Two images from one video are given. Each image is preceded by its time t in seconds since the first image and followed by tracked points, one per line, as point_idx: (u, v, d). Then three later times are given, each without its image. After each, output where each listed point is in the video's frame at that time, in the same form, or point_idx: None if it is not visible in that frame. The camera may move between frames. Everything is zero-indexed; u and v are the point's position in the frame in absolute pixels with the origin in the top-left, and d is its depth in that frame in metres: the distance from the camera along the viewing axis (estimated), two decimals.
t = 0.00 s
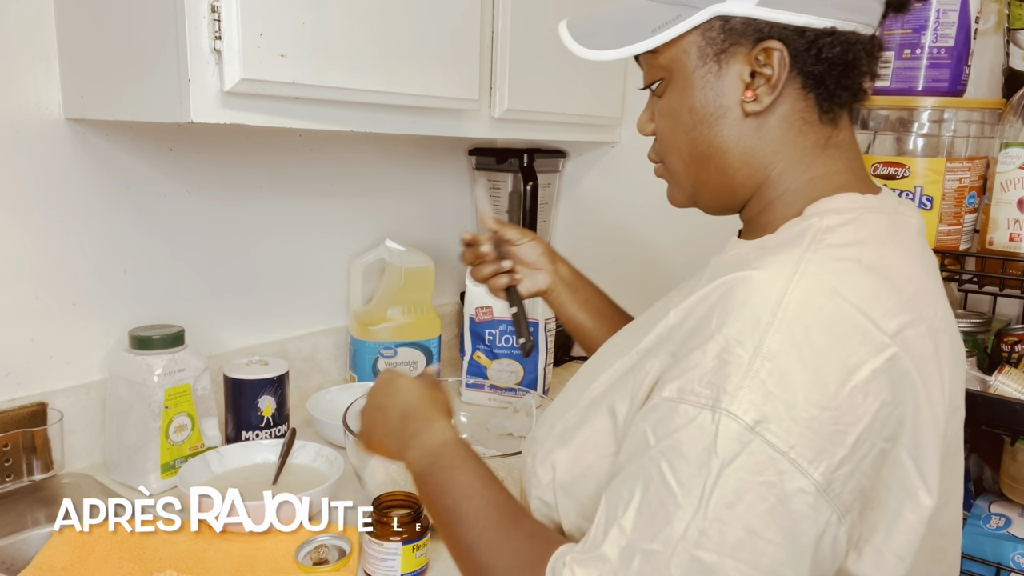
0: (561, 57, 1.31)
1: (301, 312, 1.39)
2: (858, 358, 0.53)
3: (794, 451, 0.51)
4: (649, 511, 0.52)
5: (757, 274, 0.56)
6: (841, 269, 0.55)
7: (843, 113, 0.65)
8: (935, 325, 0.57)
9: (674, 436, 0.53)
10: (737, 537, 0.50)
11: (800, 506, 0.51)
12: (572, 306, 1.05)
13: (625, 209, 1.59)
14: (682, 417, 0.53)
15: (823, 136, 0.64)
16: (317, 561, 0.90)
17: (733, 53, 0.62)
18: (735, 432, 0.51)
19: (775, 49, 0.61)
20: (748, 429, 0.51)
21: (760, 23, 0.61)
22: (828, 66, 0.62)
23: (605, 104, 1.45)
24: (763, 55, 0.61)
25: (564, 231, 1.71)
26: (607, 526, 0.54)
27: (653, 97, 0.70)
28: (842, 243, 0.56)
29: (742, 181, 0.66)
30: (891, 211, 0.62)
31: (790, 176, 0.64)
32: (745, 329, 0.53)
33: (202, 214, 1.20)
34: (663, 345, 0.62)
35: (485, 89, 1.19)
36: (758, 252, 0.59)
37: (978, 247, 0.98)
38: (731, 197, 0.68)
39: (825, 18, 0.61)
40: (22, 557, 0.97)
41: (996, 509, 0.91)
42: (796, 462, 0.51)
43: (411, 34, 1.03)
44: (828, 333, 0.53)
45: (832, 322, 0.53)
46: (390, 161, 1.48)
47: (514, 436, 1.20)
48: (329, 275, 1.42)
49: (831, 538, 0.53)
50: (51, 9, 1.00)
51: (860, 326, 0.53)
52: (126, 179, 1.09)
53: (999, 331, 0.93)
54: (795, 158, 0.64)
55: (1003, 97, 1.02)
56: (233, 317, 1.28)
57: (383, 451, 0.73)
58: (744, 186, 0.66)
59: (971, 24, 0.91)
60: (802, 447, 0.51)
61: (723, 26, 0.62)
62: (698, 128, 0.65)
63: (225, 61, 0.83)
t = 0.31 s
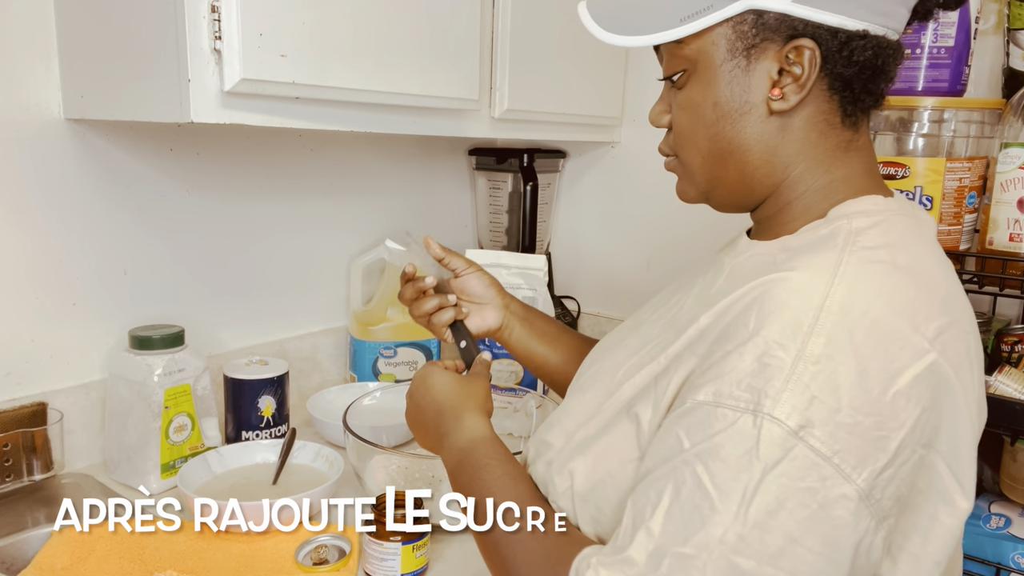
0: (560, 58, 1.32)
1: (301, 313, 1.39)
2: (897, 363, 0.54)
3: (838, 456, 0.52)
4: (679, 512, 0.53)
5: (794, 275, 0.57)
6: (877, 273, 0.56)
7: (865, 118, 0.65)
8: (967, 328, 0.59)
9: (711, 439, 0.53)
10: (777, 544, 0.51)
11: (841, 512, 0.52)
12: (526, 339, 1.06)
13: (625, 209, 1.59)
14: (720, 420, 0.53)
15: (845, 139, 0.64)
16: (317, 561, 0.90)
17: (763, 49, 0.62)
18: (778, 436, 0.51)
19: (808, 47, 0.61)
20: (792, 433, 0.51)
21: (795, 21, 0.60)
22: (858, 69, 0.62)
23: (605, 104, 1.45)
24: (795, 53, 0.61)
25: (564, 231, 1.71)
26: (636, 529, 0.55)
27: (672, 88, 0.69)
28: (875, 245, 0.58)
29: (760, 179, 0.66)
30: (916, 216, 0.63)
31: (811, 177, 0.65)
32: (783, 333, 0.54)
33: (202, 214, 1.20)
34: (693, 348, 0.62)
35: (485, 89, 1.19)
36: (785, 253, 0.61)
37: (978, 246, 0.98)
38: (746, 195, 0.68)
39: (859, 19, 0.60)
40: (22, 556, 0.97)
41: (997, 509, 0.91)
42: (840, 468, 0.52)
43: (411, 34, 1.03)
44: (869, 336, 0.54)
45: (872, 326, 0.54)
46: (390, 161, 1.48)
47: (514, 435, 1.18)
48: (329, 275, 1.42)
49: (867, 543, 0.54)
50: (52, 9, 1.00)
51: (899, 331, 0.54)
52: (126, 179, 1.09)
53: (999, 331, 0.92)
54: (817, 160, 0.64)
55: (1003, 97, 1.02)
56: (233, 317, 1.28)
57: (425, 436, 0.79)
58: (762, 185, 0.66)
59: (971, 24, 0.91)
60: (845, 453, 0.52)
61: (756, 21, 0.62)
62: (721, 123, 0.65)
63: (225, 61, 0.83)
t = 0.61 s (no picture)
0: (560, 58, 1.32)
1: (301, 313, 1.39)
2: (914, 356, 0.54)
3: (870, 455, 0.51)
4: (717, 529, 0.51)
5: (802, 275, 0.57)
6: (882, 268, 0.56)
7: (857, 116, 0.65)
8: (969, 318, 0.60)
9: (739, 450, 0.52)
10: (822, 551, 0.50)
11: (881, 511, 0.51)
12: (521, 356, 1.06)
13: (625, 209, 1.59)
14: (744, 429, 0.52)
15: (837, 137, 0.64)
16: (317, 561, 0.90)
17: (756, 49, 0.62)
18: (810, 441, 0.51)
19: (800, 47, 0.61)
20: (823, 436, 0.51)
21: (787, 20, 0.60)
22: (850, 68, 0.61)
23: (605, 104, 1.45)
24: (787, 53, 0.61)
25: (564, 231, 1.71)
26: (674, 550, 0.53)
27: (664, 90, 0.69)
28: (877, 242, 0.58)
29: (755, 179, 0.66)
30: (911, 210, 0.64)
31: (806, 177, 0.65)
32: (796, 339, 0.54)
33: (202, 214, 1.20)
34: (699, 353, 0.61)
35: (485, 89, 1.19)
36: (788, 252, 0.62)
37: (978, 246, 0.98)
38: (741, 196, 0.68)
39: (849, 18, 0.60)
40: (22, 556, 0.97)
41: (997, 509, 0.91)
42: (874, 468, 0.51)
43: (411, 35, 1.03)
44: (887, 332, 0.54)
45: (889, 323, 0.54)
46: (390, 161, 1.48)
47: (514, 436, 1.18)
48: (329, 275, 1.42)
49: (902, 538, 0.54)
50: (52, 9, 1.00)
51: (913, 324, 0.54)
52: (126, 179, 1.09)
53: (999, 331, 0.93)
54: (812, 159, 0.64)
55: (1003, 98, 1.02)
56: (233, 317, 1.28)
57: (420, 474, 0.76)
58: (757, 184, 0.66)
59: (971, 24, 0.91)
60: (877, 451, 0.51)
61: (748, 20, 0.61)
62: (715, 124, 0.65)
63: (225, 61, 0.83)
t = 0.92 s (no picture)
0: (560, 58, 1.32)
1: (301, 312, 1.39)
2: (920, 340, 0.54)
3: (899, 443, 0.52)
4: (761, 546, 0.52)
5: (789, 276, 0.58)
6: (871, 261, 0.57)
7: (835, 115, 0.66)
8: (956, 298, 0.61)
9: (765, 461, 0.52)
10: (869, 547, 0.50)
11: (920, 496, 0.51)
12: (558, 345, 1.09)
13: (625, 209, 1.59)
14: (764, 439, 0.52)
15: (816, 136, 0.65)
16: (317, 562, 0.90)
17: (734, 53, 0.63)
18: (835, 438, 0.51)
19: (778, 49, 0.61)
20: (847, 431, 0.51)
21: (765, 23, 0.61)
22: (828, 67, 0.63)
23: (605, 104, 1.45)
24: (766, 55, 0.62)
25: (565, 231, 1.71)
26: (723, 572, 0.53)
27: (644, 95, 0.70)
28: (863, 236, 0.59)
29: (739, 180, 0.67)
30: (892, 202, 0.65)
31: (790, 176, 0.66)
32: (795, 345, 0.54)
33: (202, 214, 1.20)
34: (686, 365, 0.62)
35: (485, 89, 1.19)
36: (773, 251, 0.63)
37: (978, 247, 0.98)
38: (726, 197, 0.69)
39: (823, 19, 0.61)
40: (22, 556, 0.97)
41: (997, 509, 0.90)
42: (902, 454, 0.51)
43: (411, 35, 1.03)
44: (887, 319, 0.54)
45: (887, 312, 0.54)
46: (391, 161, 1.48)
47: (514, 436, 1.19)
48: (329, 275, 1.42)
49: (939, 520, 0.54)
50: (52, 9, 1.00)
51: (912, 310, 0.55)
52: (126, 179, 1.09)
53: (999, 331, 0.93)
54: (794, 159, 0.65)
55: (1003, 98, 1.02)
56: (233, 317, 1.28)
57: None
58: (741, 186, 0.67)
59: (971, 24, 0.91)
60: (903, 438, 0.52)
61: (726, 25, 0.62)
62: (696, 128, 0.65)
63: (224, 61, 0.83)
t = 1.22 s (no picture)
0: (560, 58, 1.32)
1: (301, 312, 1.39)
2: (882, 341, 0.54)
3: (852, 439, 0.52)
4: (712, 533, 0.53)
5: (765, 272, 0.57)
6: (845, 258, 0.57)
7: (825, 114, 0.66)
8: (937, 299, 0.60)
9: (724, 451, 0.53)
10: (818, 540, 0.51)
11: (871, 493, 0.51)
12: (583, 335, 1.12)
13: (625, 209, 1.59)
14: (727, 429, 0.53)
15: (806, 136, 0.65)
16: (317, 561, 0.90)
17: (722, 56, 0.63)
18: (790, 431, 0.51)
19: (764, 52, 0.61)
20: (802, 426, 0.51)
21: (750, 27, 0.61)
22: (815, 69, 0.62)
23: (604, 104, 1.45)
24: (752, 58, 0.62)
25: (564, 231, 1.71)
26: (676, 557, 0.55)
27: (637, 98, 0.70)
28: (842, 233, 0.58)
29: (729, 180, 0.67)
30: (878, 201, 0.64)
31: (779, 176, 0.66)
32: (761, 338, 0.54)
33: (202, 214, 1.20)
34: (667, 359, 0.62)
35: (485, 89, 1.19)
36: (757, 249, 0.62)
37: (978, 247, 0.98)
38: (718, 197, 0.69)
39: (809, 20, 0.61)
40: (22, 556, 0.97)
41: (997, 509, 0.90)
42: (858, 450, 0.52)
43: (411, 36, 1.03)
44: (853, 317, 0.54)
45: (852, 310, 0.54)
46: (391, 161, 1.49)
47: (514, 436, 1.19)
48: (329, 275, 1.42)
49: (900, 518, 0.53)
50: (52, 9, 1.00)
51: (879, 309, 0.55)
52: (126, 179, 1.09)
53: (999, 331, 0.93)
54: (784, 159, 0.65)
55: (1003, 98, 1.02)
56: (233, 317, 1.28)
57: None
58: (732, 186, 0.67)
59: (971, 24, 0.91)
60: (858, 434, 0.52)
61: (712, 29, 0.62)
62: (686, 130, 0.66)
63: (224, 61, 0.83)
